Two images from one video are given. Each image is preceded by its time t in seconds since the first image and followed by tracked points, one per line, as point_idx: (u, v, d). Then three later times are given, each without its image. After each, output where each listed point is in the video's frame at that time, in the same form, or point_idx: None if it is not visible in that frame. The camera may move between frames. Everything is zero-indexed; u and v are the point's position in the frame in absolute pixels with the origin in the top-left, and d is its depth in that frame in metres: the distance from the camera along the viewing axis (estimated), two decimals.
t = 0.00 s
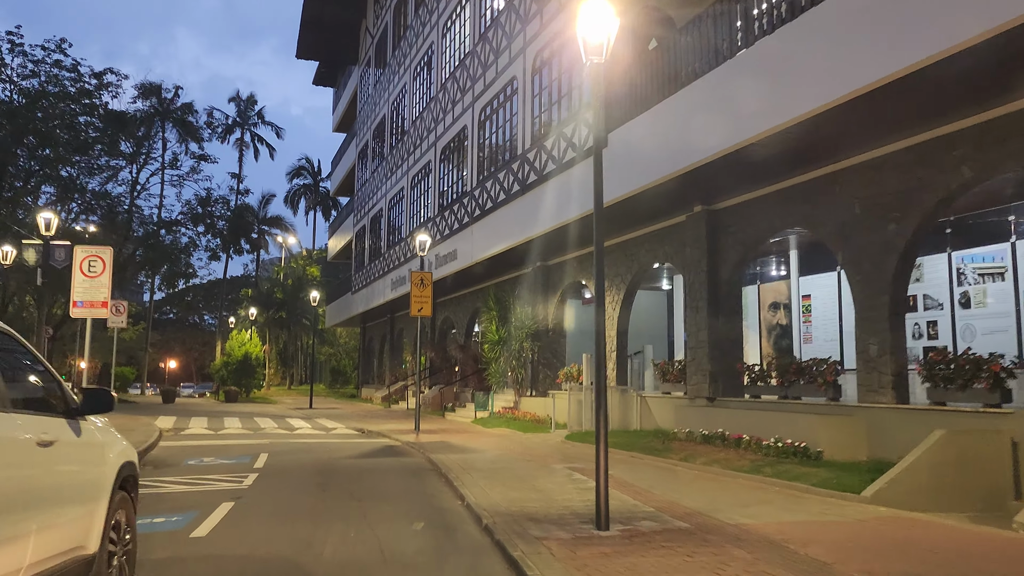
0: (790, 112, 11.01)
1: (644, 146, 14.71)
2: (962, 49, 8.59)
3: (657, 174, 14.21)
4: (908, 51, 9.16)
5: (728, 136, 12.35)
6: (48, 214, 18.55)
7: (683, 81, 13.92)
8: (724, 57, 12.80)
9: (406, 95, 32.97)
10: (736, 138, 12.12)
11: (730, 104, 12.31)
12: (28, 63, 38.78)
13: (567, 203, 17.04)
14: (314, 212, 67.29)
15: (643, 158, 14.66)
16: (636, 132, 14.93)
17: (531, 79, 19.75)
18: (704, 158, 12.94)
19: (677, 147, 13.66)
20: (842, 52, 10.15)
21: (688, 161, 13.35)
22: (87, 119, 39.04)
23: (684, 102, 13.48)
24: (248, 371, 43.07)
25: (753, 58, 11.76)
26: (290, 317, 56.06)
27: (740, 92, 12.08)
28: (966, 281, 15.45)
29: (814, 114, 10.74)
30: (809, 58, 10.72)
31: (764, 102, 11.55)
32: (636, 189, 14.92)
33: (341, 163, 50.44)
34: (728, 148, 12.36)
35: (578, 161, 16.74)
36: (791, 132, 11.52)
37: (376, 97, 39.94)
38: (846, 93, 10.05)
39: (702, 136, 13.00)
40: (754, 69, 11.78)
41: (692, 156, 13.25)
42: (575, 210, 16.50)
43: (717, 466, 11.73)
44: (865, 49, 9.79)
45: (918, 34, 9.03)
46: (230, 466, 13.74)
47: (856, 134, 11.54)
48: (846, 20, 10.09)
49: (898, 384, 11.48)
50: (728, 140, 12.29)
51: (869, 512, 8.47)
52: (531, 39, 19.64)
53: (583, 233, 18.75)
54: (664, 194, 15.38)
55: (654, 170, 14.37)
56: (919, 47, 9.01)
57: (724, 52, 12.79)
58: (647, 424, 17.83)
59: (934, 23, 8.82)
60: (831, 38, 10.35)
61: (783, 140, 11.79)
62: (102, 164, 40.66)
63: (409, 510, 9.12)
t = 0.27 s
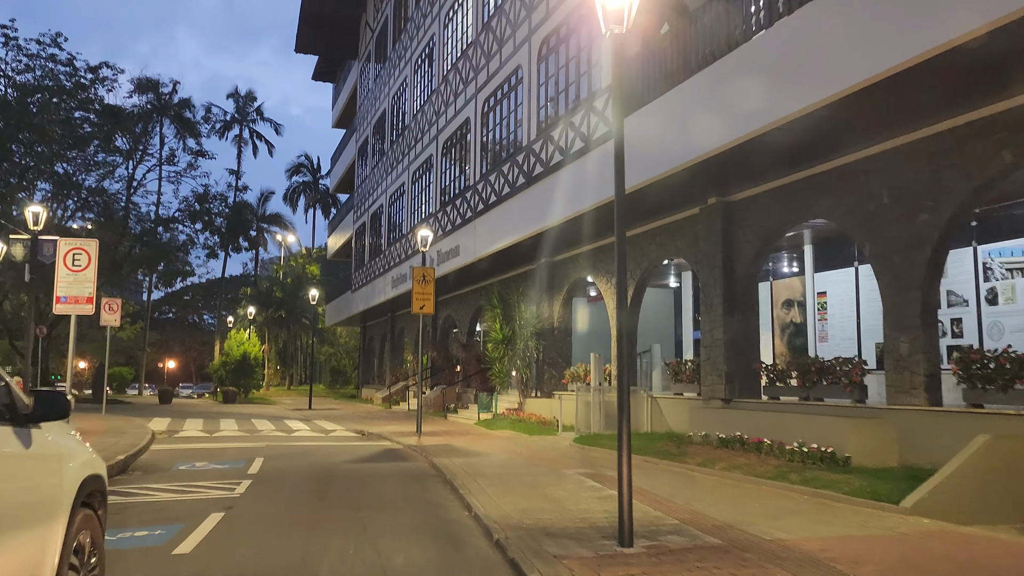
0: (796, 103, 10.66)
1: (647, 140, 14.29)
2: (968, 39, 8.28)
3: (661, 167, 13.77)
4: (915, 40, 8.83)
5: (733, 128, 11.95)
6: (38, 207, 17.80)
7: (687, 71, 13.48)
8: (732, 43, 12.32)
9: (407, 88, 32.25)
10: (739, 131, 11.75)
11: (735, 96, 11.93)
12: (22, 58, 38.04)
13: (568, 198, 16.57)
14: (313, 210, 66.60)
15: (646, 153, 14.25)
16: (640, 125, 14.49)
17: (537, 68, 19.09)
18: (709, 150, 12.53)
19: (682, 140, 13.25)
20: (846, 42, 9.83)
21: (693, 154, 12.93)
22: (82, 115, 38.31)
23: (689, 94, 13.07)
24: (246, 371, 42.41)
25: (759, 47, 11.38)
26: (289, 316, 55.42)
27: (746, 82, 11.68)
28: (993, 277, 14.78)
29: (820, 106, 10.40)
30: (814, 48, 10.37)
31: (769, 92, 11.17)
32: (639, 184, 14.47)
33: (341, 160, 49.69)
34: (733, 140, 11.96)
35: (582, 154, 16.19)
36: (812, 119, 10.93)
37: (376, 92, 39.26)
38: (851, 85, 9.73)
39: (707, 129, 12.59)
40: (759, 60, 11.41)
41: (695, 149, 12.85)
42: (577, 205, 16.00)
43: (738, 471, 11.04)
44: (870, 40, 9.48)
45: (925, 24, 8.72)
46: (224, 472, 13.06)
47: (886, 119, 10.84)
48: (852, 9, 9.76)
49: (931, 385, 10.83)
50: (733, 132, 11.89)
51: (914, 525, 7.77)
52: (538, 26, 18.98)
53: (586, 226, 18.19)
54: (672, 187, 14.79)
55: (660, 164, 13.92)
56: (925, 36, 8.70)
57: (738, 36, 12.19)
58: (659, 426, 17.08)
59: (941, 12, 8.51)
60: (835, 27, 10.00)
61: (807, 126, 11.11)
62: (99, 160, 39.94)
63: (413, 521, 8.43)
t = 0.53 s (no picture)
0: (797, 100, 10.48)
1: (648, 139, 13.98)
2: (969, 33, 8.09)
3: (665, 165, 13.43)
4: (915, 37, 8.67)
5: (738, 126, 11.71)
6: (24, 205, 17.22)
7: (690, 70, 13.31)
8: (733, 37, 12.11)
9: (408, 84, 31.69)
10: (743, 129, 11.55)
11: (738, 94, 11.73)
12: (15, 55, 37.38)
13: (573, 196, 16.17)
14: (313, 210, 65.97)
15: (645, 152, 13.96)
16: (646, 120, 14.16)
17: (542, 59, 18.53)
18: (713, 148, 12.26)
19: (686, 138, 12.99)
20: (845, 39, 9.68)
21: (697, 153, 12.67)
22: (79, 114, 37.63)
23: (693, 91, 12.86)
24: (245, 372, 41.80)
25: (761, 43, 11.22)
26: (289, 317, 54.85)
27: (750, 79, 11.48)
28: (1019, 273, 14.20)
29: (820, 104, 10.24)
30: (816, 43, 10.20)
31: (770, 89, 10.99)
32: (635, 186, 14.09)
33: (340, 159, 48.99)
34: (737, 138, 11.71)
35: (589, 149, 15.68)
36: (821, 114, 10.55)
37: (376, 88, 38.65)
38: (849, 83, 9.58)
39: (711, 126, 12.35)
40: (761, 56, 11.24)
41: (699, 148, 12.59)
42: (588, 200, 15.49)
43: (758, 478, 10.45)
44: (869, 36, 9.33)
45: (923, 20, 8.58)
46: (218, 477, 12.46)
47: (913, 108, 10.25)
48: None
49: (963, 387, 10.24)
50: (737, 130, 11.67)
51: (958, 539, 7.19)
52: (543, 16, 18.43)
53: (588, 222, 17.65)
54: (678, 184, 14.31)
55: (664, 162, 13.59)
56: (924, 34, 8.56)
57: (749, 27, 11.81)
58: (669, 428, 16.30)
59: (938, 8, 8.37)
60: (834, 24, 9.87)
61: (827, 114, 10.57)
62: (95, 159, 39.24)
63: (414, 533, 7.84)
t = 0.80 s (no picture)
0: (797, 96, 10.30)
1: (649, 132, 13.60)
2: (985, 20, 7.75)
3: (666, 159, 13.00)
4: (916, 32, 8.51)
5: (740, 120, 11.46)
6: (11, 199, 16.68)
7: (698, 64, 13.06)
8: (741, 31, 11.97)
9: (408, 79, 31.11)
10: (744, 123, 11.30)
11: (740, 89, 11.52)
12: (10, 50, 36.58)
13: (582, 189, 15.73)
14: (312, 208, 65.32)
15: (647, 145, 13.58)
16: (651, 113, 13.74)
17: (548, 50, 17.99)
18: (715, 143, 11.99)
19: (689, 131, 12.67)
20: (846, 34, 9.53)
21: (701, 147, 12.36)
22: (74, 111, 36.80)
23: (696, 84, 12.57)
24: (243, 372, 41.22)
25: (764, 35, 11.01)
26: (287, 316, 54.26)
27: (754, 72, 11.23)
28: None
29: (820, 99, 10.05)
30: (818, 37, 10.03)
31: (772, 83, 10.77)
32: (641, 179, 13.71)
33: (340, 156, 48.38)
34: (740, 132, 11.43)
35: (599, 140, 15.19)
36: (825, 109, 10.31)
37: (376, 84, 38.06)
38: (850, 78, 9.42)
39: (713, 120, 12.08)
40: (764, 49, 11.04)
41: (702, 141, 12.28)
42: (599, 192, 15.02)
43: (780, 483, 9.90)
44: (870, 31, 9.17)
45: (923, 16, 8.43)
46: (210, 482, 11.90)
47: (944, 93, 9.70)
48: None
49: (997, 387, 9.69)
50: (743, 123, 11.35)
51: (1007, 552, 6.66)
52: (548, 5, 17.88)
53: (596, 216, 17.11)
54: (688, 177, 13.83)
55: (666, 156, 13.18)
56: (924, 28, 8.40)
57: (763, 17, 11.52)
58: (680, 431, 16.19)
59: (938, 3, 8.22)
60: (837, 16, 9.70)
61: (847, 103, 10.10)
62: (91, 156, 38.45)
63: (418, 546, 7.27)
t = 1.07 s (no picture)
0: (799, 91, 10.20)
1: (651, 125, 13.19)
2: None
3: (670, 153, 12.57)
4: (915, 28, 8.45)
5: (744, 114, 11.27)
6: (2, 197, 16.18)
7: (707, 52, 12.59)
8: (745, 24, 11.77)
9: (408, 74, 30.58)
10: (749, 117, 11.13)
11: (743, 83, 11.36)
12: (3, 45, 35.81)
13: (588, 183, 15.27)
14: (311, 208, 64.70)
15: (649, 138, 13.17)
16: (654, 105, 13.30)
17: (552, 40, 17.52)
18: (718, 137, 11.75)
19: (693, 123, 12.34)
20: (846, 30, 9.47)
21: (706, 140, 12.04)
22: (69, 107, 35.88)
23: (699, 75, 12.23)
24: (240, 373, 40.62)
25: (767, 29, 10.85)
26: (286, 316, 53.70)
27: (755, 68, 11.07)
28: None
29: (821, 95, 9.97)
30: (818, 32, 9.93)
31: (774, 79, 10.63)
32: (645, 174, 13.28)
33: (339, 155, 47.83)
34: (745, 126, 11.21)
35: (605, 132, 14.73)
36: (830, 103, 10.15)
37: (375, 81, 37.56)
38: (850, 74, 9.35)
39: (718, 113, 11.82)
40: (768, 43, 10.89)
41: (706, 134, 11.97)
42: (605, 186, 14.57)
43: (802, 491, 9.42)
44: (870, 26, 9.10)
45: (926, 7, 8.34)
46: (203, 488, 11.38)
47: (974, 79, 9.23)
48: None
49: None
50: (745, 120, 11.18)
51: None
52: None
53: (602, 211, 16.62)
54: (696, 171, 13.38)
55: (670, 150, 12.76)
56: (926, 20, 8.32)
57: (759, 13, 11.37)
58: (689, 433, 15.87)
59: None
60: (839, 11, 9.61)
61: (866, 92, 9.70)
62: (88, 154, 37.46)
63: (423, 560, 6.77)
